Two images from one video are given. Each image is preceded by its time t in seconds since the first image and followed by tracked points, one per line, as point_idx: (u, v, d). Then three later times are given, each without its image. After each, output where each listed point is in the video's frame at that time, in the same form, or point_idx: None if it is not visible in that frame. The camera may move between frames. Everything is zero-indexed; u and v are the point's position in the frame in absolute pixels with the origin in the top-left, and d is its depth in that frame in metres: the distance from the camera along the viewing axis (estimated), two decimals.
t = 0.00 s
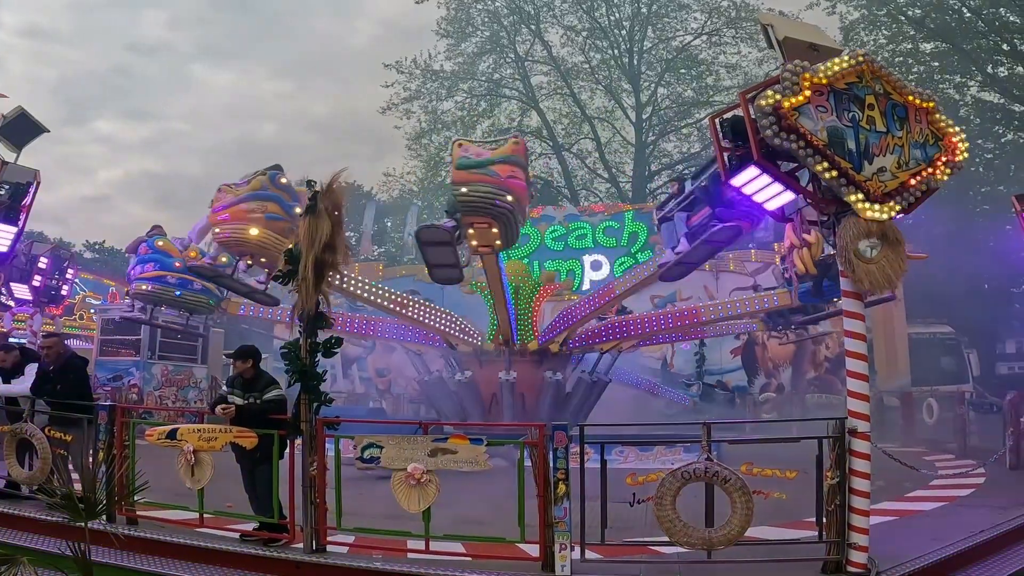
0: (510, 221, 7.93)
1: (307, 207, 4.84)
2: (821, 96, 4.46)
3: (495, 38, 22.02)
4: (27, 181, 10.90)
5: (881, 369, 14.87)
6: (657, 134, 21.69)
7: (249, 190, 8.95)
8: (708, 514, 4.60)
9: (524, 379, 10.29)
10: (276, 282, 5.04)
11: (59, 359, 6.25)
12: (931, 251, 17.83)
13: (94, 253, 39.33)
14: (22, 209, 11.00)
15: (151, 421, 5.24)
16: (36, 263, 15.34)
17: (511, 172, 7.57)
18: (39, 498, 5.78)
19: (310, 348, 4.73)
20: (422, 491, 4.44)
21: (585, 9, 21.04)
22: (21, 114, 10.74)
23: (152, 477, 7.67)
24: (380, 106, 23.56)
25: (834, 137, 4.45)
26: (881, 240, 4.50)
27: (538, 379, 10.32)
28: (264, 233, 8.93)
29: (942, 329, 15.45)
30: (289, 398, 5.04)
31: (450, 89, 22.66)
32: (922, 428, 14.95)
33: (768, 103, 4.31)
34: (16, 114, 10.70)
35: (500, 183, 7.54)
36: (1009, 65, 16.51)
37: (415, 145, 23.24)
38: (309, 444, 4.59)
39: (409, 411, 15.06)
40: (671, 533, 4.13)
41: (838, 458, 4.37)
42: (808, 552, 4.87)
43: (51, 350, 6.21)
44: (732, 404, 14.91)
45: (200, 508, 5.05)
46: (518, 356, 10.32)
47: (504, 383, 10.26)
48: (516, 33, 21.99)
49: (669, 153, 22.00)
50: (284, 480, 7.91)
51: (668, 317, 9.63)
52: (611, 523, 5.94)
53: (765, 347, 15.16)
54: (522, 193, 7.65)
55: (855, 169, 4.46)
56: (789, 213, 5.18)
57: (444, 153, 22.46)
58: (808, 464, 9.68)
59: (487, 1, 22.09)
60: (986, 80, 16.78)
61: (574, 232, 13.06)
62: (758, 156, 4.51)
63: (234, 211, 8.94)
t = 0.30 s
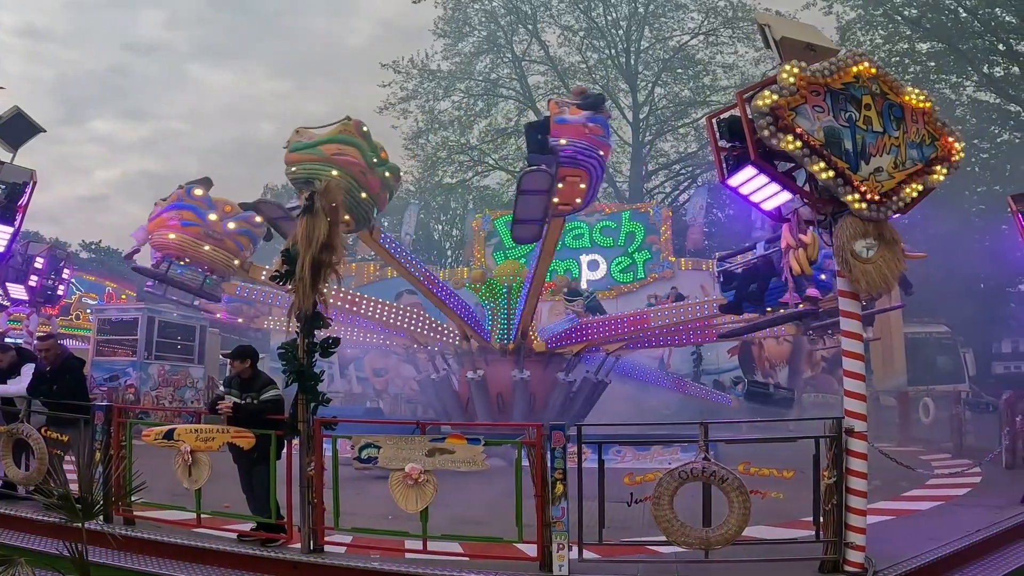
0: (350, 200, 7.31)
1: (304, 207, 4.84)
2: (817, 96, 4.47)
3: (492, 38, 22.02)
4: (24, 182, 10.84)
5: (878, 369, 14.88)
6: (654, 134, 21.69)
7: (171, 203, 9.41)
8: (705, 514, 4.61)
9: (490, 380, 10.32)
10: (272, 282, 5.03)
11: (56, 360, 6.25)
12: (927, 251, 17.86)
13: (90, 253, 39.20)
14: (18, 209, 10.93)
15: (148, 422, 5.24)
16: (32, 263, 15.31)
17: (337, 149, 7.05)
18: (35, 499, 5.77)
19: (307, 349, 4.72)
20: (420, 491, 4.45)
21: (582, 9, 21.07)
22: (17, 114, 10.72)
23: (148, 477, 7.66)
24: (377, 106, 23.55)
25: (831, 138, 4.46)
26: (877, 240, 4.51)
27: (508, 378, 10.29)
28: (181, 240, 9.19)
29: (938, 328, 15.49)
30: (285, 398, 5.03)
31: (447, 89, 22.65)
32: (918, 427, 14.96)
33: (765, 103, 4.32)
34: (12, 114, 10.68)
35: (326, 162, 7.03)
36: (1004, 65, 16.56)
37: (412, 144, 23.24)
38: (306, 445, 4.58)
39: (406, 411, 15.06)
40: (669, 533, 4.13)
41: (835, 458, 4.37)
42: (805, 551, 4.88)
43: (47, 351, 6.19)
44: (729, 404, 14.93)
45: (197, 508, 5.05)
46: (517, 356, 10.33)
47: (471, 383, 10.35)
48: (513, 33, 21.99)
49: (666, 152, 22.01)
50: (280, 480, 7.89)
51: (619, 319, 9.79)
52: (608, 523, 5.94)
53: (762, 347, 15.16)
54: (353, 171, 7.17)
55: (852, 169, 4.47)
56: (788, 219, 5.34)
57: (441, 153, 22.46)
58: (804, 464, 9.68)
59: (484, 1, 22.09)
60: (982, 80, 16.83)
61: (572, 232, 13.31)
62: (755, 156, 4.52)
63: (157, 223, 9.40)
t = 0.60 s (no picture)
0: (238, 201, 7.97)
1: (300, 208, 4.84)
2: (813, 97, 4.48)
3: (489, 39, 22.03)
4: (20, 183, 10.81)
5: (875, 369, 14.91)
6: (652, 134, 21.71)
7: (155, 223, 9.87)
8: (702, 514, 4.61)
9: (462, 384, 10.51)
10: (269, 283, 5.03)
11: (52, 362, 6.24)
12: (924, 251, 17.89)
13: (87, 254, 39.14)
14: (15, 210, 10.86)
15: (145, 422, 5.23)
16: (29, 264, 15.29)
17: (226, 161, 7.90)
18: (32, 501, 5.74)
19: (304, 350, 4.72)
20: (418, 492, 4.45)
21: (579, 10, 21.10)
22: (13, 115, 10.70)
23: (145, 478, 7.65)
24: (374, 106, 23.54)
25: (827, 138, 4.47)
26: (872, 241, 4.53)
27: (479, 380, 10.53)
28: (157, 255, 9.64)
29: (934, 328, 15.49)
30: (282, 399, 5.03)
31: (444, 89, 22.66)
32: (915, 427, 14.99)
33: (761, 104, 4.32)
34: (8, 115, 10.65)
35: (212, 174, 7.91)
36: (1000, 65, 16.61)
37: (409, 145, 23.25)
38: (303, 446, 4.58)
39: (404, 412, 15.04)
40: (666, 534, 4.14)
41: (832, 457, 4.38)
42: (802, 551, 4.89)
43: (43, 353, 6.20)
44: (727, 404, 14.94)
45: (195, 509, 5.05)
46: (515, 357, 10.35)
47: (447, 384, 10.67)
48: (510, 33, 21.98)
49: (663, 153, 22.02)
50: (278, 481, 7.89)
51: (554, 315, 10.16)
52: (606, 523, 5.94)
53: (759, 347, 15.16)
54: (240, 179, 7.88)
55: (847, 170, 4.48)
56: (784, 219, 5.35)
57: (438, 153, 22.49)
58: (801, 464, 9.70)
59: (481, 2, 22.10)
60: (978, 80, 16.87)
61: (568, 232, 13.10)
62: (751, 157, 4.52)
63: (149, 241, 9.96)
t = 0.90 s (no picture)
0: (178, 240, 9.17)
1: (299, 209, 4.84)
2: (810, 99, 4.49)
3: (487, 40, 22.05)
4: (17, 185, 10.79)
5: (872, 369, 14.93)
6: (649, 135, 21.73)
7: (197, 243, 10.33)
8: (700, 514, 4.62)
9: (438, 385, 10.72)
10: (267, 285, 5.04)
11: (49, 363, 6.25)
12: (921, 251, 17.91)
13: (85, 256, 39.15)
14: (11, 211, 10.81)
15: (143, 424, 5.23)
16: (26, 266, 15.29)
17: (162, 207, 9.12)
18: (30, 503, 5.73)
19: (302, 351, 4.71)
20: (417, 493, 4.46)
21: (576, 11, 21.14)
22: (10, 116, 10.69)
23: (143, 480, 7.66)
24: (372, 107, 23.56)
25: (823, 140, 4.48)
26: (869, 241, 4.54)
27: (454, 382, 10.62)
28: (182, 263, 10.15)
29: (932, 328, 15.50)
30: (280, 401, 5.03)
31: (441, 91, 22.67)
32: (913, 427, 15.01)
33: (758, 105, 4.34)
34: (5, 117, 10.65)
35: (154, 219, 9.12)
36: (997, 66, 16.66)
37: (407, 146, 23.28)
38: (301, 448, 4.58)
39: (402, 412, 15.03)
40: (664, 534, 4.15)
41: (830, 458, 4.38)
42: (801, 551, 4.90)
43: (40, 354, 6.22)
44: (725, 404, 14.95)
45: (193, 510, 5.05)
46: (513, 358, 10.36)
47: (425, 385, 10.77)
48: (507, 34, 21.99)
49: (660, 153, 22.02)
50: (277, 482, 7.90)
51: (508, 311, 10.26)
52: (604, 524, 5.95)
53: (757, 347, 15.15)
54: (175, 220, 9.08)
55: (844, 171, 4.49)
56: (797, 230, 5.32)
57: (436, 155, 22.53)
58: (799, 464, 9.70)
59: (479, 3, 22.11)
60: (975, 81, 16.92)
61: (567, 232, 13.06)
62: (748, 158, 4.54)
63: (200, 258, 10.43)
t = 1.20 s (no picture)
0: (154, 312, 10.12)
1: (297, 210, 4.84)
2: (808, 99, 4.50)
3: (486, 40, 22.06)
4: (15, 185, 10.78)
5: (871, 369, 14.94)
6: (648, 136, 21.73)
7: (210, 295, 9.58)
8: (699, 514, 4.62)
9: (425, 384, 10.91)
10: (267, 285, 5.05)
11: (48, 364, 6.26)
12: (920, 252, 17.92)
13: (85, 256, 39.19)
14: (10, 212, 10.76)
15: (142, 424, 5.24)
16: (25, 266, 15.30)
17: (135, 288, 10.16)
18: (29, 503, 5.73)
19: (301, 351, 4.72)
20: (416, 493, 4.46)
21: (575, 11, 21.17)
22: (9, 117, 10.68)
23: (142, 480, 7.66)
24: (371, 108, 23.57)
25: (822, 140, 4.49)
26: (867, 241, 4.56)
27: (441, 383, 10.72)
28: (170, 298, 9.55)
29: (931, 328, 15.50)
30: (279, 402, 5.04)
31: (440, 91, 22.66)
32: (911, 427, 15.01)
33: (757, 106, 4.34)
34: (4, 117, 10.65)
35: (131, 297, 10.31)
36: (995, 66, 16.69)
37: (405, 146, 23.31)
38: (300, 449, 4.58)
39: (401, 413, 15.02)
40: (663, 534, 4.15)
41: (828, 458, 4.39)
42: (799, 551, 4.91)
43: (39, 355, 6.23)
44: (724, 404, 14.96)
45: (192, 511, 5.05)
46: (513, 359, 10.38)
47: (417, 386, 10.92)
48: (506, 35, 22.00)
49: (659, 154, 22.01)
50: (275, 483, 7.90)
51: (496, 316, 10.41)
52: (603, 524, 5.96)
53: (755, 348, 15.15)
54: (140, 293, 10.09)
55: (842, 171, 4.50)
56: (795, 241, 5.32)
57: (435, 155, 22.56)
58: (797, 464, 9.71)
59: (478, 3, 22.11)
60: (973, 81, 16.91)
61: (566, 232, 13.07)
62: (746, 159, 4.54)
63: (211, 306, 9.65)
